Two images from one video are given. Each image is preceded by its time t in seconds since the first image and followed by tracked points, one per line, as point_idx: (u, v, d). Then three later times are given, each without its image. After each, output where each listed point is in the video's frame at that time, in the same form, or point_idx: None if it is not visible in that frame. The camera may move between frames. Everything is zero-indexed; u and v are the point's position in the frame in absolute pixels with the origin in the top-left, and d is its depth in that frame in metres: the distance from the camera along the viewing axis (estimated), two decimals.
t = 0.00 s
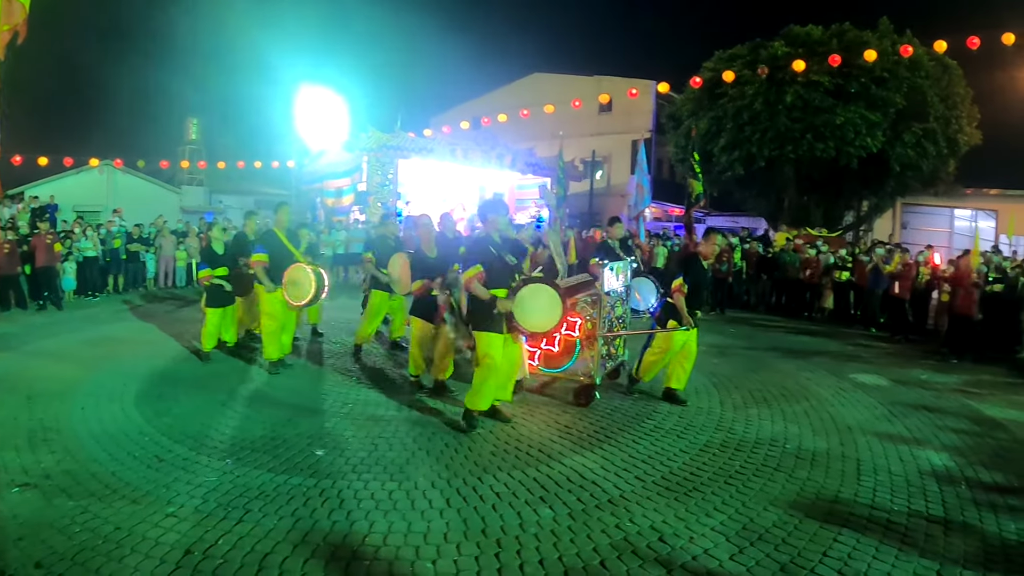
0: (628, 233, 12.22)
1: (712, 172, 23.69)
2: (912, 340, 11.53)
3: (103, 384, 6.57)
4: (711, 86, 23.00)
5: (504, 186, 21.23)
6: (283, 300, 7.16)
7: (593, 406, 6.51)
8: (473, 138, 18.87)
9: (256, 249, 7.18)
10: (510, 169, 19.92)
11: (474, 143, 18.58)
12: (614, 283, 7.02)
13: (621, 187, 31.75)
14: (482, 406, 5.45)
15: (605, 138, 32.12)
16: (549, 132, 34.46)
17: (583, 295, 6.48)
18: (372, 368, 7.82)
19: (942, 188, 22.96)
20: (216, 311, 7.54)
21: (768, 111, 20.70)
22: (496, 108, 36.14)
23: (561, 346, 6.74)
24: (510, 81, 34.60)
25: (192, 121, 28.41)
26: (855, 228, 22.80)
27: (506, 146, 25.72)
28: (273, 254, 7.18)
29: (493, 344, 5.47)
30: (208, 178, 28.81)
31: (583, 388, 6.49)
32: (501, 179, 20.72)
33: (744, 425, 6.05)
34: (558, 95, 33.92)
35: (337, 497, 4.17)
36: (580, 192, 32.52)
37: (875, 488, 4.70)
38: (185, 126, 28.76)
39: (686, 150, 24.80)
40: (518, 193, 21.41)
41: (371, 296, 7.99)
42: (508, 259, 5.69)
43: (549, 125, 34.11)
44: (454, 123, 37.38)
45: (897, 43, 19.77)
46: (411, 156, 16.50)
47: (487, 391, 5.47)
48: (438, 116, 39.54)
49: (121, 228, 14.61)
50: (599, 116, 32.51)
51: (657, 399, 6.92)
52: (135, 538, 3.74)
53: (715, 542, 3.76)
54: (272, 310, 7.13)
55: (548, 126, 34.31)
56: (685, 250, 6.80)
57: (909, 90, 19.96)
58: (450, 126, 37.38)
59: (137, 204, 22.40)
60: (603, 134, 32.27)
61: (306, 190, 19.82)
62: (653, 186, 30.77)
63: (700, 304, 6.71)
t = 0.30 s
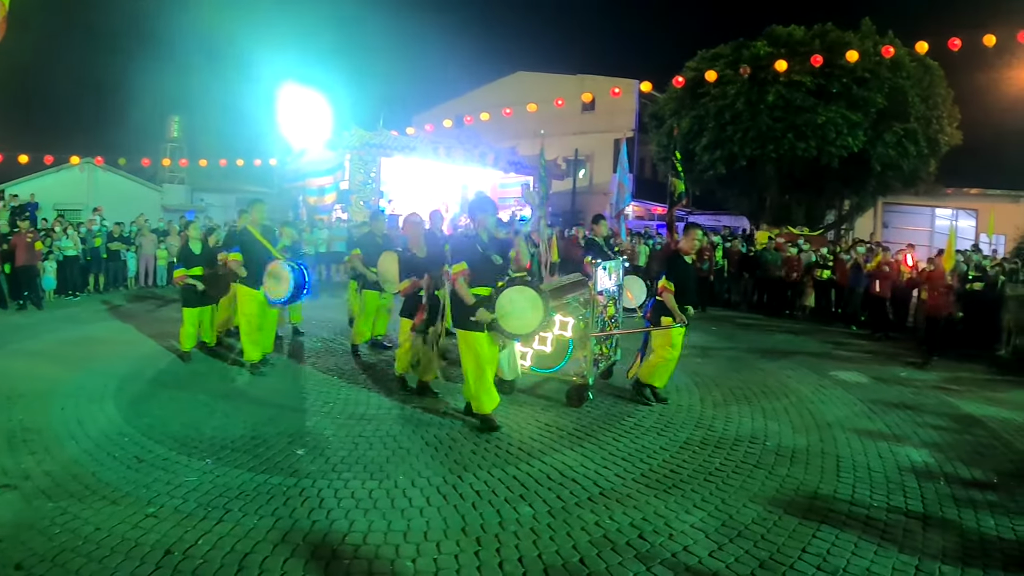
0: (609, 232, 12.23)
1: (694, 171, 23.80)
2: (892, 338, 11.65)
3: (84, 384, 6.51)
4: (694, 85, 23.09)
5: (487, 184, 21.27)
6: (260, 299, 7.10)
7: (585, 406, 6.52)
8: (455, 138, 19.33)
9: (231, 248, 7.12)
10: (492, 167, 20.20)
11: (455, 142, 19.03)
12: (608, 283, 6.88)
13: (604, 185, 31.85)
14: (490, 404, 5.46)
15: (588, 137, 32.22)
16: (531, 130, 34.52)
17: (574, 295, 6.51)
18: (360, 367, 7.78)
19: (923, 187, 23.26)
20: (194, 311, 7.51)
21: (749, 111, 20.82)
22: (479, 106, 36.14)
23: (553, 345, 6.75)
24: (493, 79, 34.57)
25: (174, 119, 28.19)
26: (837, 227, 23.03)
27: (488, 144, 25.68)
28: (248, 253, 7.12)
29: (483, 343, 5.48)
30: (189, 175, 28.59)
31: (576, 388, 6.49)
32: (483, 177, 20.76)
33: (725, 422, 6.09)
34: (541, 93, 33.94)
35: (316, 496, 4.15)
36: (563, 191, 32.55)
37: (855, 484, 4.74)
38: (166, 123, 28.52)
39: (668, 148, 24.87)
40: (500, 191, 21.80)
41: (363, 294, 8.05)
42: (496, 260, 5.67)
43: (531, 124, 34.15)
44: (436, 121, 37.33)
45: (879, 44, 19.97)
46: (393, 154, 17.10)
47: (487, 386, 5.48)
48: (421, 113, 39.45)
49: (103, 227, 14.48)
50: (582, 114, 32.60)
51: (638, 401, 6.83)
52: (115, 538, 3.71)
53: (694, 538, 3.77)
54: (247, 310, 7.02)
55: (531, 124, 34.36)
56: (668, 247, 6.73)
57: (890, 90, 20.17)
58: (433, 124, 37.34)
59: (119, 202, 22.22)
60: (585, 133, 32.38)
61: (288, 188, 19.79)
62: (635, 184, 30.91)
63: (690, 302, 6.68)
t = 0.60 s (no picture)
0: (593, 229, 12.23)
1: (680, 169, 23.83)
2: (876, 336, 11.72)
3: (68, 382, 6.45)
4: (681, 84, 23.15)
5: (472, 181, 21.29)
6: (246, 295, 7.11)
7: (582, 405, 6.52)
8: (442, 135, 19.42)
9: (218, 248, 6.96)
10: (478, 165, 20.59)
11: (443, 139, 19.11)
12: (606, 281, 6.80)
13: (590, 183, 31.90)
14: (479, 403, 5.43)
15: (574, 135, 32.25)
16: (518, 128, 34.53)
17: (571, 292, 6.45)
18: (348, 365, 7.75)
19: (908, 187, 23.49)
20: (177, 308, 7.50)
21: (735, 110, 20.90)
22: (465, 104, 36.10)
23: (549, 345, 6.65)
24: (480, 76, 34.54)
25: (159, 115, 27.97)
26: (822, 226, 23.19)
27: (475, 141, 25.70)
28: (235, 252, 7.04)
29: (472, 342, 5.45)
30: (174, 172, 28.37)
31: (574, 388, 6.47)
32: (469, 175, 20.75)
33: (709, 419, 6.12)
34: (528, 91, 33.92)
35: (300, 494, 4.13)
36: (548, 188, 32.52)
37: (838, 481, 4.77)
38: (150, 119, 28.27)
39: (654, 147, 24.90)
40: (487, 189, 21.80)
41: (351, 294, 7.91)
42: (483, 256, 5.73)
43: (518, 121, 34.17)
44: (423, 119, 37.25)
45: (865, 44, 20.14)
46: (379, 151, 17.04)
47: (473, 385, 5.45)
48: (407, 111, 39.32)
49: (87, 223, 14.36)
50: (569, 112, 32.63)
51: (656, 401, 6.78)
52: (98, 536, 3.68)
53: (678, 535, 3.78)
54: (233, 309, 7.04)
55: (518, 122, 34.37)
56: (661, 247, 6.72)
57: (876, 91, 20.35)
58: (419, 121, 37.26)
59: (105, 198, 22.06)
60: (571, 130, 32.41)
61: (274, 185, 19.75)
62: (621, 182, 30.98)
63: (685, 301, 6.65)
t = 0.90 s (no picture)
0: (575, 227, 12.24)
1: (661, 168, 23.75)
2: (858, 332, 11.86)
3: (47, 384, 6.37)
4: (663, 82, 23.20)
5: (455, 180, 21.30)
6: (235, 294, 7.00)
7: (578, 405, 6.46)
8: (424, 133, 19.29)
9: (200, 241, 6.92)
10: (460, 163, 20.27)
11: (424, 136, 19.01)
12: (601, 282, 6.95)
13: (573, 181, 31.96)
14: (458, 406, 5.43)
15: (557, 133, 32.27)
16: (500, 126, 34.52)
17: (566, 292, 6.49)
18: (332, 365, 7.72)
19: (889, 184, 23.75)
20: (170, 309, 7.47)
21: (717, 108, 20.97)
22: (447, 102, 36.02)
23: (545, 344, 6.75)
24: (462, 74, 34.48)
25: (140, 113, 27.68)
26: (804, 223, 23.40)
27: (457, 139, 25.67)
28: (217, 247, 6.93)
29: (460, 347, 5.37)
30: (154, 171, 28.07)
31: (569, 388, 6.46)
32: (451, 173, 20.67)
33: (690, 416, 6.15)
34: (510, 90, 33.87)
35: (281, 494, 4.11)
36: (531, 186, 32.51)
37: (818, 476, 4.80)
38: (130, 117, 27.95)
39: (636, 145, 24.93)
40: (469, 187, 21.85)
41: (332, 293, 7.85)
42: (470, 257, 5.62)
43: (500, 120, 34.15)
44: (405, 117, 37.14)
45: (846, 43, 20.34)
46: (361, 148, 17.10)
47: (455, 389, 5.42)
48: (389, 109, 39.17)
49: (67, 223, 14.19)
50: (551, 110, 32.66)
51: (651, 397, 6.87)
52: (79, 539, 3.65)
53: (659, 532, 3.80)
54: (221, 312, 6.93)
55: (500, 120, 34.36)
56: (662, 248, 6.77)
57: (857, 89, 20.59)
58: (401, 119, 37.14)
59: (85, 197, 21.84)
60: (554, 128, 32.42)
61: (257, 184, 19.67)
62: (604, 180, 31.07)
63: (681, 302, 6.70)
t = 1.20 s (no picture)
0: (562, 225, 12.30)
1: (649, 167, 23.80)
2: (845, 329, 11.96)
3: (32, 385, 6.31)
4: (651, 80, 23.22)
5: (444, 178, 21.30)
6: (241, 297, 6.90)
7: (583, 406, 6.43)
8: (412, 131, 19.41)
9: (209, 245, 6.62)
10: (448, 162, 20.47)
11: (412, 135, 19.18)
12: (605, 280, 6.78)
13: (561, 179, 32.01)
14: (451, 407, 5.40)
15: (545, 131, 32.29)
16: (488, 124, 34.51)
17: (570, 292, 6.49)
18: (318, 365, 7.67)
19: (876, 182, 23.90)
20: (170, 309, 7.35)
21: (705, 106, 21.00)
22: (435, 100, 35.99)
23: (549, 343, 6.66)
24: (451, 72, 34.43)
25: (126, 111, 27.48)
26: (791, 221, 23.53)
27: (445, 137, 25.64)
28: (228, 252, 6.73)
29: (489, 347, 5.71)
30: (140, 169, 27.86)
31: (574, 388, 6.43)
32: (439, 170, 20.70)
33: (678, 413, 6.16)
34: (498, 87, 33.84)
35: (269, 493, 4.10)
36: (520, 184, 32.53)
37: (806, 473, 4.83)
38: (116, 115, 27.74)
39: (624, 143, 24.97)
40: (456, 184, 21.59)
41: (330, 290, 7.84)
42: (468, 253, 5.46)
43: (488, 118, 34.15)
44: (392, 115, 37.06)
45: (834, 42, 20.46)
46: (348, 147, 17.24)
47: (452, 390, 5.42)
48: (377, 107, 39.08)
49: (52, 222, 14.08)
50: (540, 108, 32.68)
51: (637, 395, 6.86)
52: (66, 539, 3.62)
53: (647, 529, 3.81)
54: (220, 312, 6.78)
55: (488, 118, 34.35)
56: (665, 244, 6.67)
57: (845, 88, 20.74)
58: (389, 118, 37.06)
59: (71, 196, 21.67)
60: (542, 126, 32.44)
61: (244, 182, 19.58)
62: (592, 178, 31.14)
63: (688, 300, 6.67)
